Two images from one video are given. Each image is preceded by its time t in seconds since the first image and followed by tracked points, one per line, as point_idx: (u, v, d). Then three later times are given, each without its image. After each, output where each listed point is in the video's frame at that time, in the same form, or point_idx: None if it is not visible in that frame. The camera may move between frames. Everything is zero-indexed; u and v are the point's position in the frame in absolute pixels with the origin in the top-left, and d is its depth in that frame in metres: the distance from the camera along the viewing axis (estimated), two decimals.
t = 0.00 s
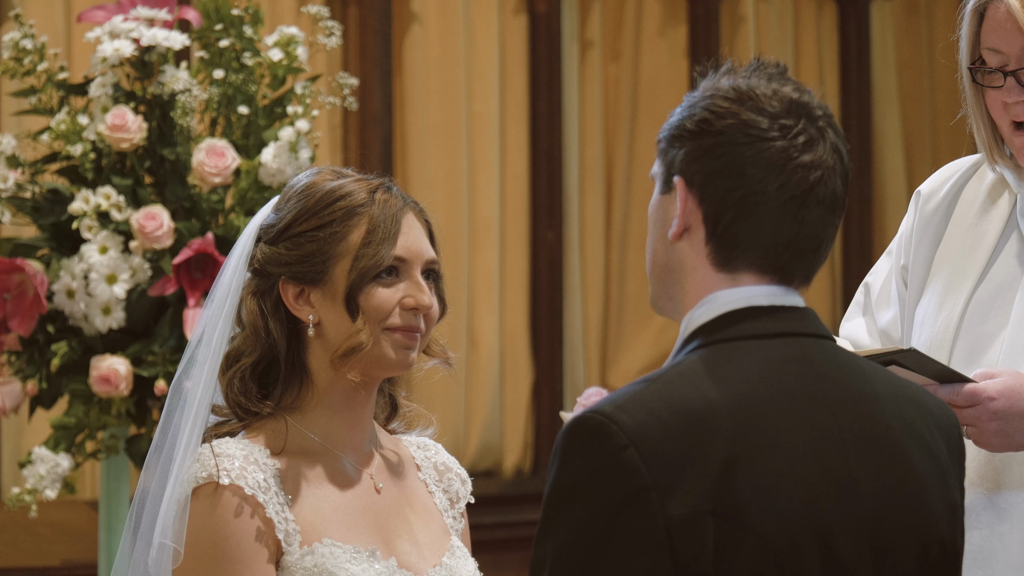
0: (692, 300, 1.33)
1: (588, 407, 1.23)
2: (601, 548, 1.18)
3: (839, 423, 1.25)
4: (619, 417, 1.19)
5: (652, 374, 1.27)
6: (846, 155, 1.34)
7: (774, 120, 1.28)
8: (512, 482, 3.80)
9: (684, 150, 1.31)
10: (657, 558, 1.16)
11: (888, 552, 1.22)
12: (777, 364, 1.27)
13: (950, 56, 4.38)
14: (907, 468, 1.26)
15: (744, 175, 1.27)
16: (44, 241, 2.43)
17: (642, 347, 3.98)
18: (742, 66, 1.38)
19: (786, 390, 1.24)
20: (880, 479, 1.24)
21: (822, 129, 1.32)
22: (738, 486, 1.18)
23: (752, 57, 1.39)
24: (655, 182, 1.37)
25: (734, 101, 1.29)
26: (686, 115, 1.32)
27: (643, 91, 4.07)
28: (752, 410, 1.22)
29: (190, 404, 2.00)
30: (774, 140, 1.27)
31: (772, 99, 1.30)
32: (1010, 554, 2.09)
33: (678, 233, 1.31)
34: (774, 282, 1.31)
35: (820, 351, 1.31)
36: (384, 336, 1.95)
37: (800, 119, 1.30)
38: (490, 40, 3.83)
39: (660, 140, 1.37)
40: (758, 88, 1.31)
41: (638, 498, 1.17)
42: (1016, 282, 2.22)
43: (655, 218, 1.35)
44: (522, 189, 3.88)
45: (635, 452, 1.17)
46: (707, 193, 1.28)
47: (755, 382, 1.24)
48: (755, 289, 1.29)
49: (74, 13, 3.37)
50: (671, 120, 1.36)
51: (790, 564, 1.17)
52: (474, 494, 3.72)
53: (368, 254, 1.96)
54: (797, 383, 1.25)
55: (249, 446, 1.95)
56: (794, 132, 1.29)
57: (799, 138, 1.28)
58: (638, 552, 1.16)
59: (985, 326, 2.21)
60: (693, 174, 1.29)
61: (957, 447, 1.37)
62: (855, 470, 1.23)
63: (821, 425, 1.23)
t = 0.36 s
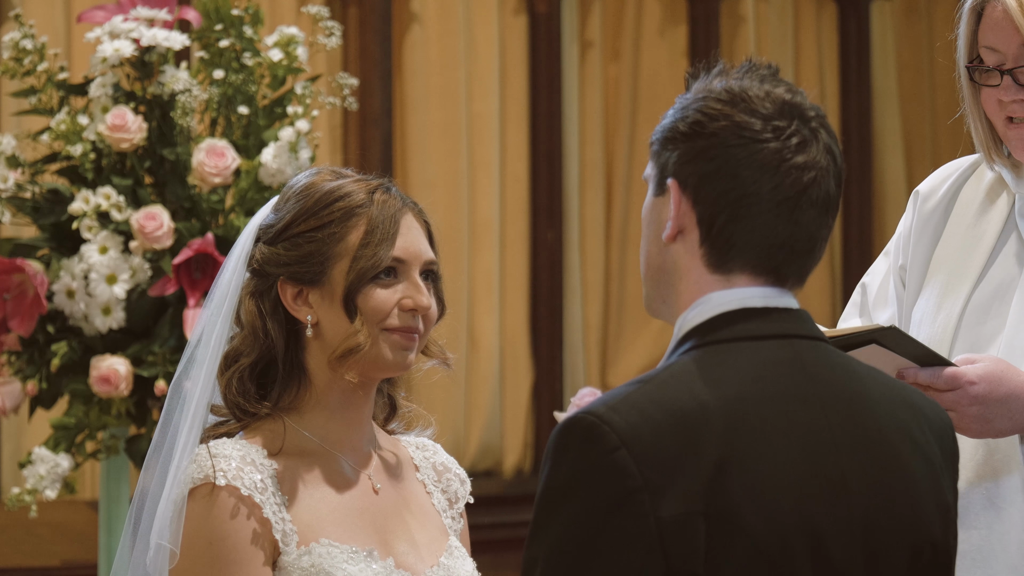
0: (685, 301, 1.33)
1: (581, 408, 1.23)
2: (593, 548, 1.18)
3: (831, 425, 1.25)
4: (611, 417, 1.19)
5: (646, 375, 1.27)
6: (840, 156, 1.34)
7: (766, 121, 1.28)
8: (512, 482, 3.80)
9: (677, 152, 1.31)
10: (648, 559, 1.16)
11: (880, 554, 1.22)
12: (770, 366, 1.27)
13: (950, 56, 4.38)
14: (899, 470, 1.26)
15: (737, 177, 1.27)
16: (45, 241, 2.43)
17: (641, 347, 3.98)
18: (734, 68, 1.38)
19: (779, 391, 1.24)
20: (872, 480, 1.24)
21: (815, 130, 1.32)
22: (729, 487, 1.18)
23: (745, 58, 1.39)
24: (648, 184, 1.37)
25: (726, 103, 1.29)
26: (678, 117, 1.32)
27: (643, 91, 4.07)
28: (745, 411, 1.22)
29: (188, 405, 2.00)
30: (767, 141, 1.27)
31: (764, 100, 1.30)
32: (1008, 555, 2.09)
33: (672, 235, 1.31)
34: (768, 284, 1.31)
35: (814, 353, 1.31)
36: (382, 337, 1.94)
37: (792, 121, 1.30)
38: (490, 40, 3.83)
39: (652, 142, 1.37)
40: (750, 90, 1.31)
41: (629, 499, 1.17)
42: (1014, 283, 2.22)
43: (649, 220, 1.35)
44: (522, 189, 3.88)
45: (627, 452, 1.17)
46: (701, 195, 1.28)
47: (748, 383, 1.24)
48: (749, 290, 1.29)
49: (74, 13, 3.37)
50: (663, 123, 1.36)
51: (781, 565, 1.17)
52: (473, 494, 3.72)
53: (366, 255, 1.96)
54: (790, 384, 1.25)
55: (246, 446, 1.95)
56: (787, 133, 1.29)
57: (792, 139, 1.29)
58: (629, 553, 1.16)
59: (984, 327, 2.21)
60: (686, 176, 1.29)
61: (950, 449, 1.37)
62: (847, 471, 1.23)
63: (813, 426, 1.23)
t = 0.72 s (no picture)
0: (681, 301, 1.32)
1: (577, 408, 1.23)
2: (588, 548, 1.19)
3: (827, 425, 1.25)
4: (607, 418, 1.19)
5: (641, 375, 1.27)
6: (834, 155, 1.34)
7: (760, 122, 1.28)
8: (512, 482, 3.80)
9: (671, 155, 1.31)
10: (643, 560, 1.16)
11: (875, 555, 1.23)
12: (766, 367, 1.27)
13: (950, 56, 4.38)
14: (894, 470, 1.26)
15: (733, 179, 1.27)
16: (45, 241, 2.43)
17: (641, 347, 3.98)
18: (725, 69, 1.38)
19: (774, 391, 1.25)
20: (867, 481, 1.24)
21: (809, 130, 1.32)
22: (725, 488, 1.19)
23: (736, 60, 1.39)
24: (643, 186, 1.37)
25: (720, 105, 1.29)
26: (672, 120, 1.32)
27: (643, 91, 4.07)
28: (740, 412, 1.22)
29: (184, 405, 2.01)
30: (761, 142, 1.27)
31: (758, 102, 1.30)
32: (1004, 555, 2.09)
33: (667, 237, 1.31)
34: (765, 285, 1.31)
35: (809, 354, 1.31)
36: (377, 335, 1.95)
37: (786, 121, 1.30)
38: (490, 40, 3.83)
39: (646, 144, 1.37)
40: (744, 91, 1.31)
41: (624, 499, 1.17)
42: (1009, 283, 2.23)
43: (644, 223, 1.35)
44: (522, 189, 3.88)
45: (622, 453, 1.18)
46: (697, 197, 1.28)
47: (743, 384, 1.24)
48: (745, 291, 1.29)
49: (74, 12, 3.37)
50: (656, 125, 1.36)
51: (776, 566, 1.17)
52: (473, 493, 3.72)
53: (360, 254, 1.96)
54: (785, 385, 1.26)
55: (242, 446, 1.95)
56: (781, 134, 1.29)
57: (787, 140, 1.29)
58: (624, 553, 1.16)
59: (980, 328, 2.22)
60: (681, 178, 1.29)
61: (945, 450, 1.37)
62: (842, 472, 1.23)
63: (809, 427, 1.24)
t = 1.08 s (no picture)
0: (678, 304, 1.32)
1: (577, 406, 1.23)
2: (590, 547, 1.19)
3: (828, 422, 1.25)
4: (608, 415, 1.20)
5: (640, 373, 1.27)
6: (806, 135, 1.34)
7: (727, 114, 1.29)
8: (512, 482, 3.80)
9: (646, 163, 1.31)
10: (645, 557, 1.16)
11: (877, 551, 1.23)
12: (765, 364, 1.27)
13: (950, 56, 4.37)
14: (895, 467, 1.26)
15: (709, 172, 1.27)
16: (45, 241, 2.43)
17: (641, 346, 3.98)
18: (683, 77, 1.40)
19: (775, 389, 1.25)
20: (869, 478, 1.24)
21: (777, 114, 1.32)
22: (727, 485, 1.19)
23: (690, 71, 1.41)
24: (621, 209, 1.36)
25: (684, 106, 1.30)
26: (639, 132, 1.33)
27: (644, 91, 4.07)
28: (741, 409, 1.22)
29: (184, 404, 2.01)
30: (731, 132, 1.28)
31: (722, 95, 1.31)
32: (1004, 555, 2.09)
33: (656, 245, 1.31)
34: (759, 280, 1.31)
35: (810, 351, 1.31)
36: (375, 336, 1.96)
37: (753, 108, 1.31)
38: (490, 40, 3.83)
39: (617, 164, 1.38)
40: (707, 90, 1.32)
41: (626, 496, 1.17)
42: (1008, 284, 2.23)
43: (628, 240, 1.34)
44: (522, 189, 3.88)
45: (623, 450, 1.18)
46: (679, 197, 1.29)
47: (743, 382, 1.24)
48: (741, 289, 1.29)
49: (74, 12, 3.37)
50: (624, 143, 1.37)
51: (778, 563, 1.18)
52: (473, 493, 3.73)
53: (357, 255, 1.97)
54: (786, 383, 1.26)
55: (241, 448, 1.95)
56: (749, 121, 1.29)
57: (756, 125, 1.29)
58: (626, 551, 1.16)
59: (979, 328, 2.22)
60: (660, 182, 1.30)
61: (946, 446, 1.37)
62: (845, 468, 1.23)
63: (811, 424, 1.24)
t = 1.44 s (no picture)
0: (670, 304, 1.32)
1: (574, 406, 1.23)
2: (590, 546, 1.19)
3: (826, 420, 1.25)
4: (604, 415, 1.20)
5: (635, 373, 1.27)
6: (791, 134, 1.34)
7: (713, 115, 1.29)
8: (512, 482, 3.81)
9: (632, 165, 1.32)
10: (645, 555, 1.16)
11: (878, 548, 1.23)
12: (762, 362, 1.27)
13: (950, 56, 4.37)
14: (895, 465, 1.26)
15: (696, 174, 1.27)
16: (45, 241, 2.43)
17: (641, 346, 3.98)
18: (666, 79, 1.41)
19: (772, 387, 1.25)
20: (867, 475, 1.24)
21: (762, 115, 1.32)
22: (726, 483, 1.19)
23: (677, 69, 1.41)
24: (610, 207, 1.37)
25: (669, 107, 1.30)
26: (625, 133, 1.33)
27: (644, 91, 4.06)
28: (738, 407, 1.22)
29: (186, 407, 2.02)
30: (716, 133, 1.28)
31: (706, 96, 1.31)
32: (1005, 555, 2.09)
33: (644, 248, 1.31)
34: (749, 276, 1.31)
35: (805, 349, 1.31)
36: (372, 341, 1.95)
37: (738, 109, 1.31)
38: (490, 40, 3.83)
39: (604, 164, 1.38)
40: (690, 90, 1.32)
41: (625, 495, 1.17)
42: (1008, 284, 2.23)
43: (617, 242, 1.35)
44: (522, 189, 3.88)
45: (620, 448, 1.18)
46: (665, 199, 1.29)
47: (740, 380, 1.24)
48: (733, 288, 1.29)
49: (74, 12, 3.37)
50: (611, 143, 1.37)
51: (779, 560, 1.17)
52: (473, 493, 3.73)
53: (352, 261, 1.96)
54: (783, 380, 1.26)
55: (242, 448, 1.96)
56: (735, 121, 1.29)
57: (741, 125, 1.29)
58: (626, 550, 1.16)
59: (979, 329, 2.22)
60: (646, 184, 1.30)
61: (945, 443, 1.37)
62: (844, 466, 1.23)
63: (809, 421, 1.24)
